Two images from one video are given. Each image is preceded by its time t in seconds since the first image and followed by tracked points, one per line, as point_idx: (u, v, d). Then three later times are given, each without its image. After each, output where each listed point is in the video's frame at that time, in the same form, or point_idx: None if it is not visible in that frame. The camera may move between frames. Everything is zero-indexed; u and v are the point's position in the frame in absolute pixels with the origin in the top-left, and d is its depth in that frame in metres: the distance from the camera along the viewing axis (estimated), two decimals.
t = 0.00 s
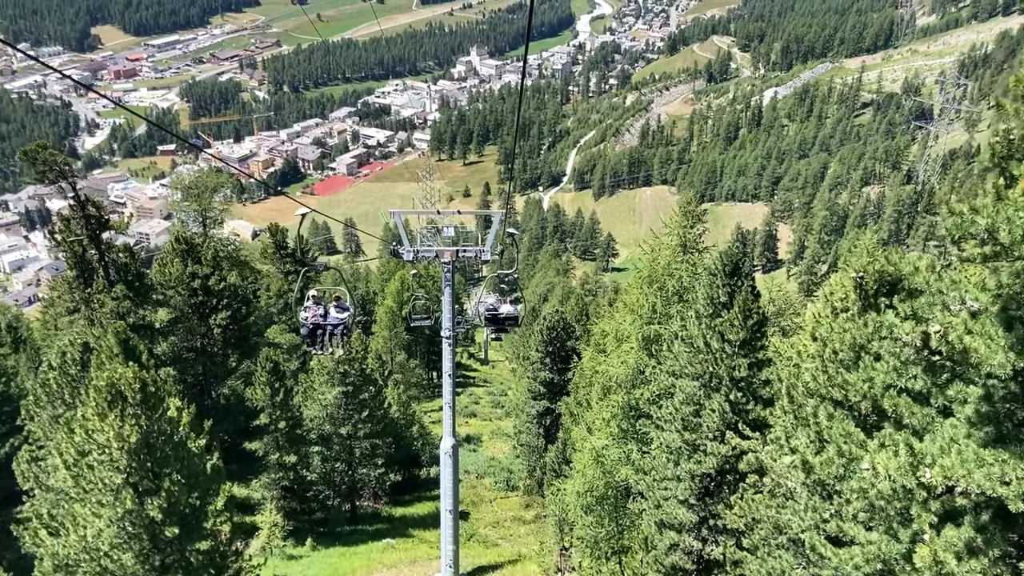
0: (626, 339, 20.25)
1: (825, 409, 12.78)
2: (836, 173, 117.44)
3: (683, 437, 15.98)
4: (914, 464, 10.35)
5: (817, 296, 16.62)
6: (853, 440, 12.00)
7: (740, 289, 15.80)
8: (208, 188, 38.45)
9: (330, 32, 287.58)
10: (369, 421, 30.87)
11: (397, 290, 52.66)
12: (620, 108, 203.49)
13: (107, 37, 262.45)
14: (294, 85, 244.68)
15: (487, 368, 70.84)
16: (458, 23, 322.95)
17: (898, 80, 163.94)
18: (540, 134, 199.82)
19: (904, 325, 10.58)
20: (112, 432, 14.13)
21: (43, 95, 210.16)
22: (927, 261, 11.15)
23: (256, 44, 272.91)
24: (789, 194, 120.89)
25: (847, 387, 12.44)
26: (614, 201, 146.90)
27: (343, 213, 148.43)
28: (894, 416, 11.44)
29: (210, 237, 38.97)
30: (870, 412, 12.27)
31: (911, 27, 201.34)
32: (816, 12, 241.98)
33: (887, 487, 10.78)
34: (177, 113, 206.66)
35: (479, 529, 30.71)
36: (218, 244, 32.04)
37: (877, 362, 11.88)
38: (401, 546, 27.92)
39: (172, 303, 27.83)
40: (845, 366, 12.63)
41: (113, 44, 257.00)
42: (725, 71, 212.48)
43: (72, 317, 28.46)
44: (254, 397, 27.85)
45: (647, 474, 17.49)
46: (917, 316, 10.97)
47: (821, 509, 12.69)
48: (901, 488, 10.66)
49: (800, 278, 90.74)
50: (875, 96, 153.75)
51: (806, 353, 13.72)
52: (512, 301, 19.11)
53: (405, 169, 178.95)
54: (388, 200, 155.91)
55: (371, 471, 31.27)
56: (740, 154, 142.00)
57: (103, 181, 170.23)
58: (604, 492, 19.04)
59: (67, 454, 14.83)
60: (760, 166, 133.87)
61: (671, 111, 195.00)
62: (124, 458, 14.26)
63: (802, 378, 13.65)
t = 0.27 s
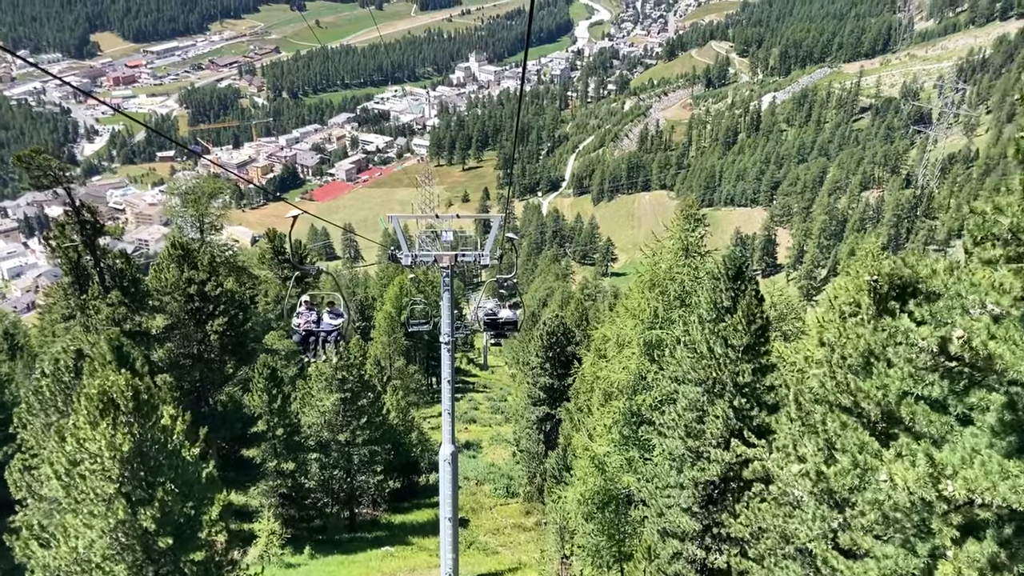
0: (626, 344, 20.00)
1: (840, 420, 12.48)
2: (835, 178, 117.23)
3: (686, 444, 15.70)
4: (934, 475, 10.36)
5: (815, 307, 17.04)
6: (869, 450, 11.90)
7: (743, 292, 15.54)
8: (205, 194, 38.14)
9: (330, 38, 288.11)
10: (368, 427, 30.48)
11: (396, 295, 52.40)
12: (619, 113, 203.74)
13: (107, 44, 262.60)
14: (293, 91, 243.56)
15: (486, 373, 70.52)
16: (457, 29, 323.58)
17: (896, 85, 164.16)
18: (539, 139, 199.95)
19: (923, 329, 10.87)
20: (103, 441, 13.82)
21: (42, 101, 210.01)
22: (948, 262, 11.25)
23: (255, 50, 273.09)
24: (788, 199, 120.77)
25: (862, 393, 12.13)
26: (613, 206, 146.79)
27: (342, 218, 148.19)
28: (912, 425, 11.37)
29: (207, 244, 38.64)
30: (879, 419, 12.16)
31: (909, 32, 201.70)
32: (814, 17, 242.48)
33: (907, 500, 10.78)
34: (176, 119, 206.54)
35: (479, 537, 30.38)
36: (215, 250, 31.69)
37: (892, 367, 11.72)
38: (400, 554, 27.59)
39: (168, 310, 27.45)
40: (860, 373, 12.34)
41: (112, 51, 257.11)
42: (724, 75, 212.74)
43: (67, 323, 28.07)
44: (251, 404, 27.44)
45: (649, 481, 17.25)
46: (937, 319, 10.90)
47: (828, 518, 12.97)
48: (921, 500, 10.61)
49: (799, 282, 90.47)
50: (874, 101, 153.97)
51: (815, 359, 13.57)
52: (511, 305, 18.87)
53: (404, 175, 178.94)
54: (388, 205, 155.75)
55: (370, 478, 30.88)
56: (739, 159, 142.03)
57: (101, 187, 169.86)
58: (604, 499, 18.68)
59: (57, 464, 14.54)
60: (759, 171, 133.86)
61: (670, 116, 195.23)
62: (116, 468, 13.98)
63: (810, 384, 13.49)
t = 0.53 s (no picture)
0: (626, 364, 22.53)
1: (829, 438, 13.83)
2: (833, 185, 117.14)
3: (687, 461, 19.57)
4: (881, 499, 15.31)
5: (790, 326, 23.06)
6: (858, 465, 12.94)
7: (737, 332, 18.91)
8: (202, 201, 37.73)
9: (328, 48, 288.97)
10: (367, 438, 30.13)
11: (395, 304, 52.25)
12: (617, 120, 204.04)
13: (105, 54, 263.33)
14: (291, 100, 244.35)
15: (486, 381, 70.29)
16: (455, 37, 324.41)
17: (895, 90, 164.39)
18: (538, 146, 200.21)
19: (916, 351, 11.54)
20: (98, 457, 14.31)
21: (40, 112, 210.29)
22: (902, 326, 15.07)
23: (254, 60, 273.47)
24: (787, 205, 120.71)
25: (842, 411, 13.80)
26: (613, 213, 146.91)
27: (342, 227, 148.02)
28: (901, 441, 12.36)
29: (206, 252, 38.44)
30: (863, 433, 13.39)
31: (907, 38, 202.02)
32: (812, 23, 243.03)
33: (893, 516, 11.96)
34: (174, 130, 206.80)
35: (479, 548, 30.16)
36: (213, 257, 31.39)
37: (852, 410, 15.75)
38: (400, 567, 27.40)
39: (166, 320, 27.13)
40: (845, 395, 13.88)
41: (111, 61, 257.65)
42: (721, 82, 213.36)
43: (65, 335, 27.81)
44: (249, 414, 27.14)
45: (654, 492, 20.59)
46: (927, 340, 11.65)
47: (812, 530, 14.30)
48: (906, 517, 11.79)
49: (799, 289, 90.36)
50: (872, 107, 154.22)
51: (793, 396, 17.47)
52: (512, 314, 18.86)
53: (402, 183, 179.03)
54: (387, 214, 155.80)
55: (369, 489, 30.53)
56: (738, 166, 142.01)
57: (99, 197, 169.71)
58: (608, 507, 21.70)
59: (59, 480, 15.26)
60: (757, 177, 133.92)
61: (669, 123, 195.50)
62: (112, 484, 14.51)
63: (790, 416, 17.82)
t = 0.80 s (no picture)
0: (626, 364, 19.28)
1: (865, 446, 12.22)
2: (831, 196, 117.42)
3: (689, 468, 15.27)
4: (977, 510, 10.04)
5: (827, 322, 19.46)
6: (899, 479, 11.54)
7: (748, 309, 15.04)
8: (199, 212, 37.47)
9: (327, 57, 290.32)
10: (362, 448, 29.83)
11: (392, 313, 51.90)
12: (615, 131, 204.61)
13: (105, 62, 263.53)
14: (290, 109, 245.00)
15: (483, 392, 69.69)
16: (454, 48, 325.98)
17: (892, 104, 165.23)
18: (536, 157, 200.61)
19: (961, 348, 10.58)
20: (81, 466, 15.12)
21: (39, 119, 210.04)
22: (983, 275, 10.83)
23: (253, 69, 273.88)
24: (785, 216, 120.86)
25: (877, 414, 12.25)
26: (611, 223, 146.87)
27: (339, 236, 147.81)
28: (948, 451, 11.02)
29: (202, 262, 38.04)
30: (898, 442, 12.07)
31: (904, 52, 203.20)
32: (809, 36, 244.69)
33: (946, 537, 10.39)
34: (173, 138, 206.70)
35: (475, 560, 29.69)
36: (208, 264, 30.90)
37: (918, 390, 11.55)
38: None
39: (157, 327, 26.36)
40: (880, 396, 12.32)
41: (110, 69, 257.89)
42: (720, 94, 214.28)
43: (55, 342, 27.13)
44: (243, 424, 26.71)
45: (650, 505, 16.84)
46: (976, 337, 10.54)
47: (844, 548, 12.34)
48: (962, 537, 10.26)
49: (798, 300, 90.14)
50: (870, 119, 154.87)
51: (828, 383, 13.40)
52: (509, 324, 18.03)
53: (400, 193, 179.15)
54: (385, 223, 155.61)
55: (365, 500, 30.57)
56: (736, 177, 142.42)
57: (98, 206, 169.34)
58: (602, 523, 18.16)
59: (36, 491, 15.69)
60: (756, 189, 134.16)
61: (667, 135, 196.11)
62: (94, 492, 15.26)
63: (821, 405, 13.51)
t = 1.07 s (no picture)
0: (624, 372, 19.04)
1: (874, 458, 12.06)
2: (829, 205, 117.62)
3: (690, 478, 15.03)
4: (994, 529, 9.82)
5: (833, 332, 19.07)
6: (911, 494, 11.41)
7: (749, 318, 14.92)
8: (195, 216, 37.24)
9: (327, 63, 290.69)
10: (357, 454, 29.51)
11: (388, 319, 51.66)
12: (614, 139, 204.95)
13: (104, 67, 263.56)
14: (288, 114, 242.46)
15: (479, 399, 69.33)
16: (453, 55, 326.71)
17: (890, 113, 165.74)
18: (534, 164, 200.78)
19: (979, 359, 10.11)
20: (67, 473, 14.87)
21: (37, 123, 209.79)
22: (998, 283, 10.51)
23: (252, 74, 274.00)
24: (783, 225, 120.91)
25: (884, 425, 12.09)
26: (609, 231, 146.84)
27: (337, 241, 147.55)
28: (961, 464, 10.80)
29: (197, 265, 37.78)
30: (904, 454, 12.04)
31: (902, 62, 203.96)
32: (807, 46, 245.69)
33: (964, 556, 10.15)
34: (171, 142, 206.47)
35: (470, 569, 29.37)
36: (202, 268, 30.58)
37: (931, 403, 11.30)
38: None
39: (150, 331, 25.98)
40: (889, 407, 12.13)
41: (109, 74, 257.91)
42: (718, 103, 214.86)
43: (47, 346, 26.81)
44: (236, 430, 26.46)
45: (648, 514, 16.61)
46: (993, 347, 10.13)
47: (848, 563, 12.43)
48: (980, 557, 10.04)
49: (795, 309, 90.03)
50: (867, 129, 155.31)
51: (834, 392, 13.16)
52: (505, 329, 17.71)
53: (398, 199, 179.15)
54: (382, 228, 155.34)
55: (359, 507, 30.05)
56: (734, 186, 142.59)
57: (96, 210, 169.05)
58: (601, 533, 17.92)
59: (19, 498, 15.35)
60: (754, 197, 134.23)
61: (665, 143, 196.52)
62: (79, 499, 14.98)
63: (827, 414, 13.24)
